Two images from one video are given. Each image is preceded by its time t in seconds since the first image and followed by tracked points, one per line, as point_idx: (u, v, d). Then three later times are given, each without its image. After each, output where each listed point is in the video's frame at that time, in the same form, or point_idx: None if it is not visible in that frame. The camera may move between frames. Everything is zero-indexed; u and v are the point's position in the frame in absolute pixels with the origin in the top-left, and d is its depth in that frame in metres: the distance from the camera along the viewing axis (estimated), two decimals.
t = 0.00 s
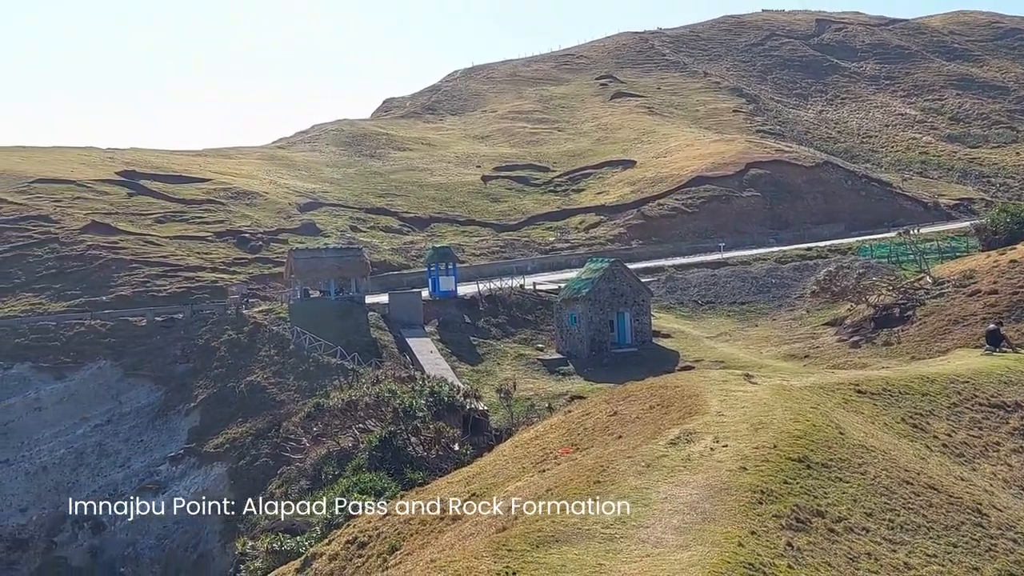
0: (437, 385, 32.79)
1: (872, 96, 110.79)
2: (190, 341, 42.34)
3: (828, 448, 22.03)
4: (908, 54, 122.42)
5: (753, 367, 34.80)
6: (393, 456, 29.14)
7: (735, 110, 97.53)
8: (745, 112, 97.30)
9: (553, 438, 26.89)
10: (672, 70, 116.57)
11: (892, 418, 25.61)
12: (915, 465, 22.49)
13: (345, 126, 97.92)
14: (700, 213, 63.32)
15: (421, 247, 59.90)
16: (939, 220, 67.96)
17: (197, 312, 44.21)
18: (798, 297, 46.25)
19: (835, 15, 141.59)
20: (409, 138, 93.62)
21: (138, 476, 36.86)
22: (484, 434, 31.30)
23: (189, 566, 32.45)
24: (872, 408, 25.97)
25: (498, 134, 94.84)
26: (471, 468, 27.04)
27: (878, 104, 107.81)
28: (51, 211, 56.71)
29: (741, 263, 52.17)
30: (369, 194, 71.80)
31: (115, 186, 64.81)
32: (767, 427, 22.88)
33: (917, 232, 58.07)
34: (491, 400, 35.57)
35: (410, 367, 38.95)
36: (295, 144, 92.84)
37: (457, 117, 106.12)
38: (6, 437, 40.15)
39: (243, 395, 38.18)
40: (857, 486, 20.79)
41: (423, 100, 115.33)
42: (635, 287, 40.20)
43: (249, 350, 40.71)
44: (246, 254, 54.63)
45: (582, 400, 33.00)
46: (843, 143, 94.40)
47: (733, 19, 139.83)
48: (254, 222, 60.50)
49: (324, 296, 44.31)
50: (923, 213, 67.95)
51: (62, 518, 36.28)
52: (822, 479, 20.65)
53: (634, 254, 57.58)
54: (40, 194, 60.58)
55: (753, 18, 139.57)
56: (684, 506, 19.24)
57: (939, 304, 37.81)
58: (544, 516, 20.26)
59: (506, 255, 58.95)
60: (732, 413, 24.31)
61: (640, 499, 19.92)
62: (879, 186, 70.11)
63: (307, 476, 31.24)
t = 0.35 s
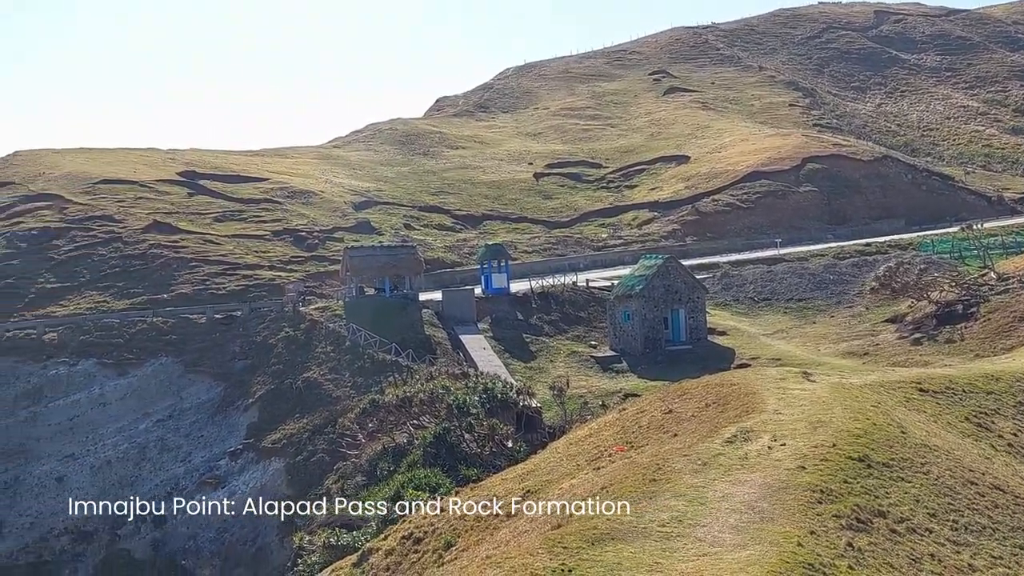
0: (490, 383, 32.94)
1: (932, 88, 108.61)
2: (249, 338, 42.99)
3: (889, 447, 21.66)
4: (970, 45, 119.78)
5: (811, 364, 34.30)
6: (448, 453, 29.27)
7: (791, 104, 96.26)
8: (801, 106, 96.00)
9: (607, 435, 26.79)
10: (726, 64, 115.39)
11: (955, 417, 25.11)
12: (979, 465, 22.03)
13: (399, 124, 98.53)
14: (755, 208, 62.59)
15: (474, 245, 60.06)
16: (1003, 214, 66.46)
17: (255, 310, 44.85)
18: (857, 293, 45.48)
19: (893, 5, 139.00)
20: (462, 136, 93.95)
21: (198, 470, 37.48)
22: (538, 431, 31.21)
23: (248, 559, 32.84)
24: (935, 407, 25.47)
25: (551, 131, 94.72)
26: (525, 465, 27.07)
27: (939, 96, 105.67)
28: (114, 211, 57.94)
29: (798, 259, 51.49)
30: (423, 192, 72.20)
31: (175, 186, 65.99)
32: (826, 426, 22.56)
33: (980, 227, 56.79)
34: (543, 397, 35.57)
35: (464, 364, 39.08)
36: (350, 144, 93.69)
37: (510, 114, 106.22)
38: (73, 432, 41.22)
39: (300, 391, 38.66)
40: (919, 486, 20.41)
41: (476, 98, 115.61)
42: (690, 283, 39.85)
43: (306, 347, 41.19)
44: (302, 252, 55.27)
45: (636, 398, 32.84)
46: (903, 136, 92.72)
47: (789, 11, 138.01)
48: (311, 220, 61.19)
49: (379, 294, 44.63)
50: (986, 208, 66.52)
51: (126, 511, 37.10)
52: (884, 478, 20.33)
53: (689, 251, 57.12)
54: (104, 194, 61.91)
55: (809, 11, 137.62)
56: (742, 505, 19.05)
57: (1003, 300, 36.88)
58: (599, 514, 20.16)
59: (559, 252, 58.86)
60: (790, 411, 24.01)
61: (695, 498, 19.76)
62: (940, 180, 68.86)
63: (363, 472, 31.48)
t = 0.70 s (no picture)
0: (544, 381, 32.95)
1: (996, 81, 106.19)
2: (305, 337, 43.49)
3: (953, 448, 21.26)
4: None
5: (871, 363, 33.71)
6: (502, 451, 29.41)
7: (849, 99, 94.76)
8: (860, 101, 94.46)
9: (663, 435, 26.61)
10: (782, 59, 113.97)
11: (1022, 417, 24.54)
12: None
13: (452, 124, 98.93)
14: (812, 205, 61.70)
15: (527, 243, 60.10)
16: None
17: (311, 309, 45.36)
18: (919, 291, 44.58)
19: None
20: (514, 134, 94.04)
21: (257, 467, 38.05)
22: (592, 430, 31.11)
23: (306, 554, 33.09)
24: (1000, 407, 24.91)
25: (603, 128, 94.35)
26: (579, 464, 27.03)
27: (1002, 88, 103.28)
28: (175, 212, 59.00)
29: (857, 256, 50.65)
30: (476, 191, 72.42)
31: (233, 187, 67.01)
32: (888, 426, 22.19)
33: None
34: (598, 396, 35.44)
35: (517, 363, 39.11)
36: (403, 144, 94.34)
37: (562, 112, 106.08)
38: (136, 429, 42.07)
39: (356, 389, 39.00)
40: (985, 488, 20.10)
41: (528, 97, 115.64)
42: (746, 281, 39.40)
43: (361, 345, 41.54)
44: (357, 251, 55.78)
45: (691, 397, 32.56)
46: (965, 130, 90.78)
47: (846, 4, 135.89)
48: (365, 220, 61.72)
49: (432, 293, 44.82)
50: None
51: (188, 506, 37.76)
52: (949, 480, 19.95)
53: (744, 248, 56.52)
54: (164, 195, 63.11)
55: (867, 3, 135.32)
56: (801, 505, 18.82)
57: None
58: (656, 514, 20.04)
59: (612, 250, 58.63)
60: (850, 411, 23.65)
61: (754, 498, 19.56)
62: (1003, 175, 67.76)
63: (418, 470, 31.67)
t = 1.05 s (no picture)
0: (599, 380, 32.91)
1: None
2: (362, 335, 43.89)
3: (1020, 451, 20.82)
4: None
5: (933, 362, 33.01)
6: (556, 450, 29.46)
7: (910, 93, 92.96)
8: (921, 94, 92.59)
9: (720, 434, 26.37)
10: (841, 53, 112.18)
11: None
12: None
13: (505, 123, 99.14)
14: (872, 201, 60.63)
15: (580, 242, 59.97)
16: None
17: (367, 307, 45.79)
18: (983, 288, 43.57)
19: None
20: (568, 132, 93.88)
21: (315, 463, 38.51)
22: (647, 430, 30.97)
23: (362, 550, 33.35)
24: None
25: (658, 125, 93.76)
26: (635, 462, 26.93)
27: None
28: (234, 212, 59.96)
29: (918, 254, 49.66)
30: (529, 189, 72.43)
31: (290, 187, 67.88)
32: (952, 427, 21.77)
33: None
34: (653, 395, 35.24)
35: (571, 361, 39.05)
36: (457, 143, 94.76)
37: (616, 109, 105.66)
38: (198, 425, 42.87)
39: (411, 387, 39.26)
40: None
41: (582, 94, 115.38)
42: (804, 279, 38.86)
43: (416, 343, 41.80)
44: (412, 250, 56.15)
45: (748, 396, 32.20)
46: None
47: None
48: (420, 219, 62.10)
49: (486, 292, 44.98)
50: None
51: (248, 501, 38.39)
52: (1016, 483, 19.57)
53: (802, 245, 55.74)
54: (224, 195, 64.17)
55: None
56: (862, 506, 18.55)
57: None
58: (714, 514, 19.88)
59: (666, 248, 58.26)
60: (912, 411, 23.24)
61: (813, 499, 19.32)
62: None
63: (472, 467, 31.71)
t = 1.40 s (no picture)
0: (652, 378, 32.78)
1: None
2: (415, 332, 44.22)
3: None
4: None
5: (997, 362, 32.29)
6: (609, 448, 29.39)
7: (973, 86, 90.96)
8: (984, 87, 90.56)
9: (776, 433, 26.09)
10: (901, 45, 110.13)
11: None
12: None
13: (558, 120, 99.02)
14: (933, 197, 59.45)
15: (634, 239, 59.71)
16: None
17: (421, 304, 46.18)
18: None
19: None
20: (621, 129, 93.47)
21: (370, 458, 38.82)
22: (701, 428, 30.76)
23: (417, 545, 33.63)
24: None
25: (712, 121, 92.93)
26: (690, 461, 26.73)
27: None
28: (290, 211, 60.73)
29: (981, 250, 48.60)
30: (582, 186, 72.28)
31: (345, 185, 68.56)
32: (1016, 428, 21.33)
33: None
34: (707, 393, 34.99)
35: (624, 359, 38.86)
36: (510, 140, 94.88)
37: (670, 105, 104.94)
38: (255, 420, 43.41)
39: (464, 383, 39.46)
40: None
41: (635, 90, 114.77)
42: (863, 276, 38.23)
43: (469, 340, 41.98)
44: (465, 248, 56.39)
45: (805, 395, 31.81)
46: None
47: None
48: (472, 217, 62.28)
49: (539, 289, 45.02)
50: None
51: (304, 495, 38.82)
52: None
53: (860, 241, 54.85)
54: (280, 194, 65.02)
55: None
56: (923, 507, 18.25)
57: None
58: (771, 513, 19.66)
59: (721, 245, 57.73)
60: (975, 411, 22.79)
61: (873, 499, 19.03)
62: None
63: (525, 464, 31.89)
